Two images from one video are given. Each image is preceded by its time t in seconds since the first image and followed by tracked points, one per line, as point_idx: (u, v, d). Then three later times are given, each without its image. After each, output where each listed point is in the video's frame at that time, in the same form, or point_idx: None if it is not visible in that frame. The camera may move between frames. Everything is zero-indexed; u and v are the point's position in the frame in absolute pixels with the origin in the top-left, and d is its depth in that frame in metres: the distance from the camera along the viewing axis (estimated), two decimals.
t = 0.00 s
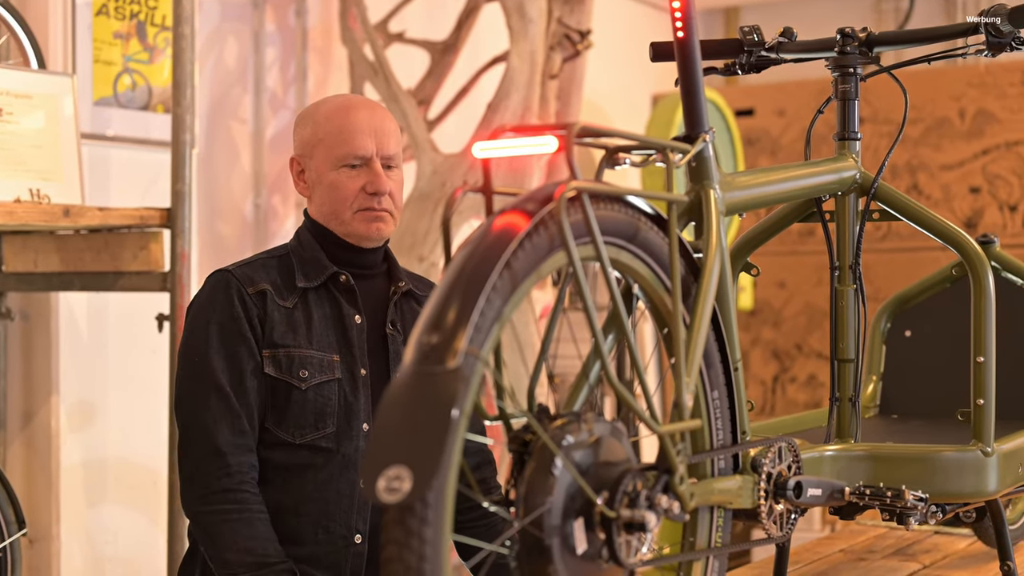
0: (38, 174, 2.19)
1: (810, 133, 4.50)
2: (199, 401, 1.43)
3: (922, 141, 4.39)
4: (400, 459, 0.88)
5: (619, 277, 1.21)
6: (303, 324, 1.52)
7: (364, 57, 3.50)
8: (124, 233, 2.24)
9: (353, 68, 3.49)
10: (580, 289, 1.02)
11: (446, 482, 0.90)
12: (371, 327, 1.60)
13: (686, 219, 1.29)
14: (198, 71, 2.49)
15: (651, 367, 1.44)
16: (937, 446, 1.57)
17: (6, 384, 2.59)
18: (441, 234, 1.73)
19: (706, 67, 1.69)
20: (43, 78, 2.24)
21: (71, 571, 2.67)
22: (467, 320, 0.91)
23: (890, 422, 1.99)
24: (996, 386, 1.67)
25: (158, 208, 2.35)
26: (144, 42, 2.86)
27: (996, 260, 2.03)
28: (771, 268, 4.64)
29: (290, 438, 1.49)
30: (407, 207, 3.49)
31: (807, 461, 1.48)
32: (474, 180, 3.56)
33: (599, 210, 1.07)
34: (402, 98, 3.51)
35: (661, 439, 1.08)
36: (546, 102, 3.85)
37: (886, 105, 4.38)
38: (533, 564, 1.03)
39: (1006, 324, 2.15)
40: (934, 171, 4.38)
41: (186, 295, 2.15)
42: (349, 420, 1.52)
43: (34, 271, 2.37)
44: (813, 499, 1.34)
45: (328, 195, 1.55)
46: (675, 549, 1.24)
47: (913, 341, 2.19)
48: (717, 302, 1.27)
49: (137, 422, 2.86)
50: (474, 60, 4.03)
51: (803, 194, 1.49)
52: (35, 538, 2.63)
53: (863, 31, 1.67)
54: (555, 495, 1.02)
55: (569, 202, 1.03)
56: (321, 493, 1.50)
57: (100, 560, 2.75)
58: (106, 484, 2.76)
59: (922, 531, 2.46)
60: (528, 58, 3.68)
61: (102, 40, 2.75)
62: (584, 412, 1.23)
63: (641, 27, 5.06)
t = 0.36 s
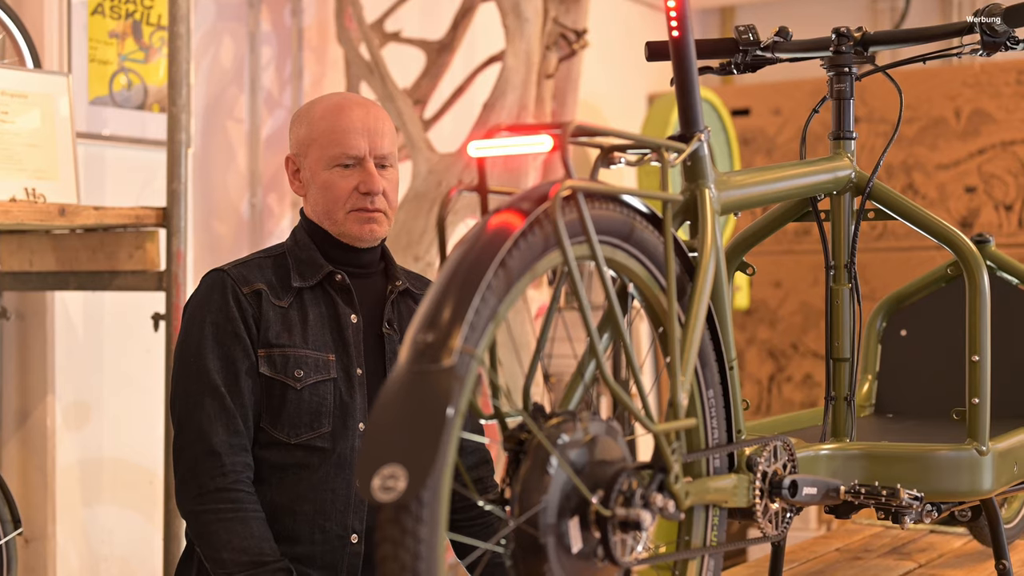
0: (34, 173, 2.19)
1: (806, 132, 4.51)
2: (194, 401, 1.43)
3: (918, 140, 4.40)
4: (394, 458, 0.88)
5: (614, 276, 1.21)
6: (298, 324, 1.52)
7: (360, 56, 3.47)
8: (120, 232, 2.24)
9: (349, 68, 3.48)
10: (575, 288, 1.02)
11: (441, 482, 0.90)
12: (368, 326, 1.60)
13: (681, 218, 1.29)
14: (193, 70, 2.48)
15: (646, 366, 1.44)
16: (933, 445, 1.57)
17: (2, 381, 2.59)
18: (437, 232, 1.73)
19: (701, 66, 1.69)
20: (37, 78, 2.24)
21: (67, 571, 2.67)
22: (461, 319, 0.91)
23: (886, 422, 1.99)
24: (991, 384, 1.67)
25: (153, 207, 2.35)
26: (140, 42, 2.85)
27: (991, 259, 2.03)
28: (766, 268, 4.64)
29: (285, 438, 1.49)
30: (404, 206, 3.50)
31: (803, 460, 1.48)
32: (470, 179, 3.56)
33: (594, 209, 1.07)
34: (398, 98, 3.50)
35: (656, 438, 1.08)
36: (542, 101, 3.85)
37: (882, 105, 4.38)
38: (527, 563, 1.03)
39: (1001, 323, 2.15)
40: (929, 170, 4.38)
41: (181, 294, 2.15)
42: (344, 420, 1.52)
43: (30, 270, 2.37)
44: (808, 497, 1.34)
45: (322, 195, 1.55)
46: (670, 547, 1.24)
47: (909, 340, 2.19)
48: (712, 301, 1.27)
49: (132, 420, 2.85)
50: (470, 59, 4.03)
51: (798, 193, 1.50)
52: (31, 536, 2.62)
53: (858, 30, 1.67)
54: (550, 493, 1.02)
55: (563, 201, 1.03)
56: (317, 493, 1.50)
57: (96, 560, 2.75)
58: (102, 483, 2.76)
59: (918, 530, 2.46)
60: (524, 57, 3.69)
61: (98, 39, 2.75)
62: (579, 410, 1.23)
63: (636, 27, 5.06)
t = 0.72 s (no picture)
0: (28, 172, 2.18)
1: (801, 132, 4.51)
2: (190, 400, 1.42)
3: (913, 140, 4.41)
4: (389, 458, 0.88)
5: (609, 275, 1.21)
6: (294, 323, 1.52)
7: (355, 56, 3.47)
8: (115, 232, 2.24)
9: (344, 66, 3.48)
10: (570, 288, 1.02)
11: (435, 482, 0.90)
12: (364, 326, 1.60)
13: (676, 217, 1.29)
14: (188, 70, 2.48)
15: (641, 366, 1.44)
16: (928, 445, 1.57)
17: None
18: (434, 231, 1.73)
19: (696, 66, 1.69)
20: (31, 77, 2.23)
21: (62, 571, 2.66)
22: (456, 318, 0.91)
23: (881, 421, 1.99)
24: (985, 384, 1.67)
25: (148, 207, 2.35)
26: (135, 41, 2.85)
27: (986, 259, 2.03)
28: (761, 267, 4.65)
29: (281, 438, 1.48)
30: (399, 205, 3.50)
31: (797, 459, 1.48)
32: (465, 178, 3.56)
33: (589, 208, 1.07)
34: (393, 97, 3.47)
35: (650, 437, 1.08)
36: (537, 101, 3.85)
37: (877, 105, 4.39)
38: (522, 563, 1.03)
39: (995, 323, 2.16)
40: (924, 170, 4.39)
41: (176, 294, 2.15)
42: (340, 420, 1.52)
43: (24, 270, 2.36)
44: (803, 497, 1.34)
45: (319, 195, 1.55)
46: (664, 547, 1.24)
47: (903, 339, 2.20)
48: (707, 300, 1.27)
49: (127, 420, 2.85)
50: (466, 59, 4.04)
51: (793, 193, 1.50)
52: (26, 536, 2.61)
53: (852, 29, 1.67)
54: (545, 493, 1.02)
55: (558, 201, 1.03)
56: (313, 493, 1.50)
57: (91, 561, 2.74)
58: (96, 483, 2.75)
59: (913, 530, 2.46)
60: (519, 56, 3.68)
61: (92, 39, 2.74)
62: (574, 409, 1.23)
63: (631, 26, 5.07)
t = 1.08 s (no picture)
0: (25, 171, 2.18)
1: (798, 132, 4.51)
2: (188, 400, 1.42)
3: (910, 139, 4.41)
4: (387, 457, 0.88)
5: (607, 274, 1.21)
6: (292, 323, 1.52)
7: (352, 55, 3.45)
8: (112, 232, 2.23)
9: (341, 66, 3.46)
10: (568, 286, 1.01)
11: (435, 481, 0.90)
12: (362, 325, 1.60)
13: (674, 216, 1.29)
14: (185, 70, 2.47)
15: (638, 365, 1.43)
16: (926, 444, 1.57)
17: None
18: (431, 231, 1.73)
19: (694, 66, 1.69)
20: (27, 76, 2.23)
21: (59, 571, 2.66)
22: (455, 318, 0.91)
23: (878, 421, 1.99)
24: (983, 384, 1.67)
25: (144, 206, 2.34)
26: (132, 41, 2.85)
27: (983, 259, 2.03)
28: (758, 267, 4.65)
29: (280, 437, 1.48)
30: (396, 205, 3.49)
31: (796, 459, 1.49)
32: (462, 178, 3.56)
33: (588, 208, 1.07)
34: (390, 96, 3.47)
35: (649, 437, 1.08)
36: (534, 101, 3.85)
37: (874, 105, 4.40)
38: (521, 563, 1.02)
39: (992, 322, 2.16)
40: (921, 169, 4.39)
41: (173, 293, 2.15)
42: (339, 419, 1.52)
43: (21, 269, 2.36)
44: (801, 496, 1.34)
45: (317, 195, 1.55)
46: (663, 546, 1.24)
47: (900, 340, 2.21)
48: (705, 300, 1.27)
49: (124, 419, 2.84)
50: (463, 58, 4.03)
51: (791, 192, 1.50)
52: (22, 536, 2.61)
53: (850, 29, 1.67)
54: (544, 492, 1.02)
55: (557, 200, 1.03)
56: (311, 492, 1.50)
57: (88, 561, 2.74)
58: (93, 484, 2.75)
59: (910, 529, 2.47)
60: (517, 56, 3.67)
61: (90, 38, 2.74)
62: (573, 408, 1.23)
63: (628, 25, 5.06)
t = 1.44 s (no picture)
0: (23, 172, 2.18)
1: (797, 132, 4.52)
2: (189, 400, 1.42)
3: (908, 139, 4.42)
4: (389, 457, 0.88)
5: (607, 274, 1.21)
6: (292, 323, 1.51)
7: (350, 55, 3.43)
8: (110, 232, 2.23)
9: (340, 66, 3.44)
10: (569, 286, 1.01)
11: (436, 482, 0.90)
12: (362, 326, 1.59)
13: (674, 217, 1.29)
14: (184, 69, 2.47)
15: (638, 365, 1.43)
16: (926, 445, 1.57)
17: None
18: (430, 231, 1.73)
19: (693, 65, 1.69)
20: (25, 76, 2.23)
21: (57, 571, 2.65)
22: (456, 317, 0.91)
23: (878, 421, 1.99)
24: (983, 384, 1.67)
25: (143, 206, 2.34)
26: (130, 40, 2.84)
27: (982, 258, 2.03)
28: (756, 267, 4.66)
29: (280, 437, 1.48)
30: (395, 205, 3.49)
31: (796, 459, 1.48)
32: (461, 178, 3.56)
33: (588, 208, 1.07)
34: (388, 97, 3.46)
35: (650, 437, 1.07)
36: (532, 101, 3.85)
37: (872, 105, 4.40)
38: (522, 563, 1.03)
39: (991, 322, 2.16)
40: (919, 169, 4.40)
41: (172, 293, 2.14)
42: (339, 420, 1.52)
43: (19, 269, 2.36)
44: (801, 497, 1.34)
45: (317, 195, 1.54)
46: (663, 546, 1.24)
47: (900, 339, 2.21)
48: (706, 300, 1.27)
49: (122, 419, 2.84)
50: (461, 58, 4.04)
51: (791, 192, 1.50)
52: (21, 536, 2.61)
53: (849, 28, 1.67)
54: (545, 492, 1.01)
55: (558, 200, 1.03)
56: (312, 493, 1.50)
57: (86, 561, 2.73)
58: (91, 484, 2.75)
59: (909, 530, 2.47)
60: (515, 56, 3.66)
61: (88, 38, 2.73)
62: (573, 409, 1.23)
63: (627, 25, 5.07)
